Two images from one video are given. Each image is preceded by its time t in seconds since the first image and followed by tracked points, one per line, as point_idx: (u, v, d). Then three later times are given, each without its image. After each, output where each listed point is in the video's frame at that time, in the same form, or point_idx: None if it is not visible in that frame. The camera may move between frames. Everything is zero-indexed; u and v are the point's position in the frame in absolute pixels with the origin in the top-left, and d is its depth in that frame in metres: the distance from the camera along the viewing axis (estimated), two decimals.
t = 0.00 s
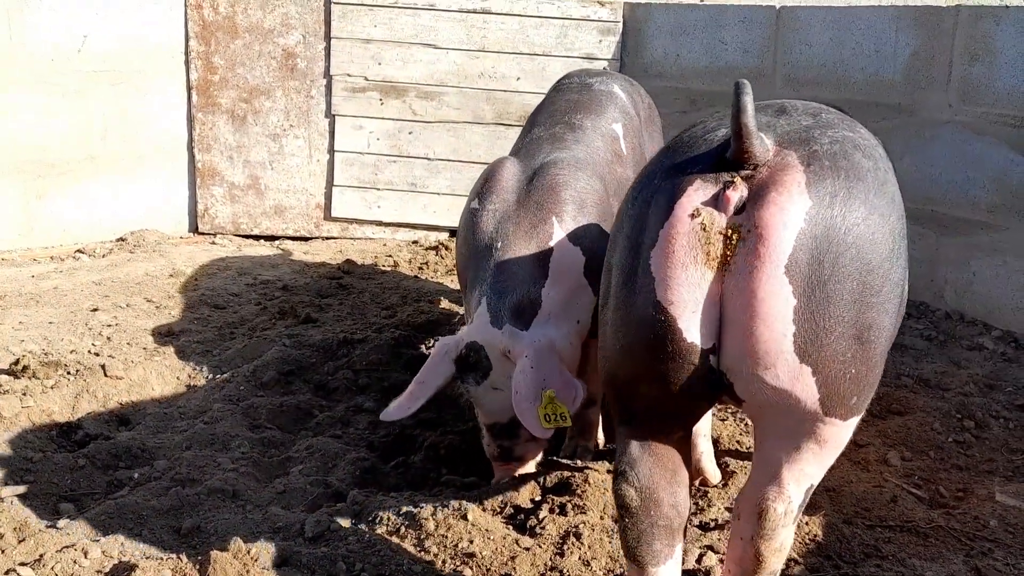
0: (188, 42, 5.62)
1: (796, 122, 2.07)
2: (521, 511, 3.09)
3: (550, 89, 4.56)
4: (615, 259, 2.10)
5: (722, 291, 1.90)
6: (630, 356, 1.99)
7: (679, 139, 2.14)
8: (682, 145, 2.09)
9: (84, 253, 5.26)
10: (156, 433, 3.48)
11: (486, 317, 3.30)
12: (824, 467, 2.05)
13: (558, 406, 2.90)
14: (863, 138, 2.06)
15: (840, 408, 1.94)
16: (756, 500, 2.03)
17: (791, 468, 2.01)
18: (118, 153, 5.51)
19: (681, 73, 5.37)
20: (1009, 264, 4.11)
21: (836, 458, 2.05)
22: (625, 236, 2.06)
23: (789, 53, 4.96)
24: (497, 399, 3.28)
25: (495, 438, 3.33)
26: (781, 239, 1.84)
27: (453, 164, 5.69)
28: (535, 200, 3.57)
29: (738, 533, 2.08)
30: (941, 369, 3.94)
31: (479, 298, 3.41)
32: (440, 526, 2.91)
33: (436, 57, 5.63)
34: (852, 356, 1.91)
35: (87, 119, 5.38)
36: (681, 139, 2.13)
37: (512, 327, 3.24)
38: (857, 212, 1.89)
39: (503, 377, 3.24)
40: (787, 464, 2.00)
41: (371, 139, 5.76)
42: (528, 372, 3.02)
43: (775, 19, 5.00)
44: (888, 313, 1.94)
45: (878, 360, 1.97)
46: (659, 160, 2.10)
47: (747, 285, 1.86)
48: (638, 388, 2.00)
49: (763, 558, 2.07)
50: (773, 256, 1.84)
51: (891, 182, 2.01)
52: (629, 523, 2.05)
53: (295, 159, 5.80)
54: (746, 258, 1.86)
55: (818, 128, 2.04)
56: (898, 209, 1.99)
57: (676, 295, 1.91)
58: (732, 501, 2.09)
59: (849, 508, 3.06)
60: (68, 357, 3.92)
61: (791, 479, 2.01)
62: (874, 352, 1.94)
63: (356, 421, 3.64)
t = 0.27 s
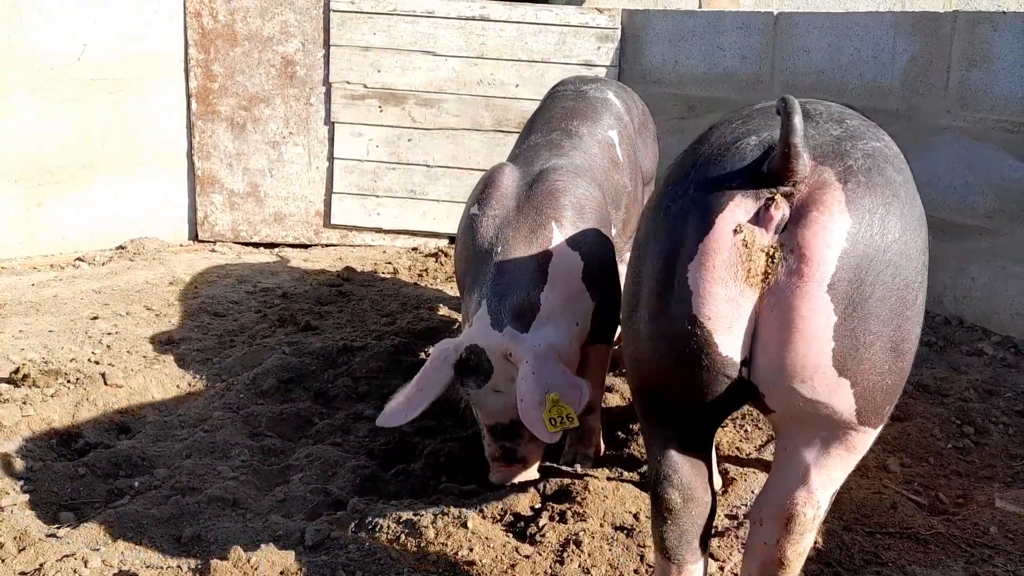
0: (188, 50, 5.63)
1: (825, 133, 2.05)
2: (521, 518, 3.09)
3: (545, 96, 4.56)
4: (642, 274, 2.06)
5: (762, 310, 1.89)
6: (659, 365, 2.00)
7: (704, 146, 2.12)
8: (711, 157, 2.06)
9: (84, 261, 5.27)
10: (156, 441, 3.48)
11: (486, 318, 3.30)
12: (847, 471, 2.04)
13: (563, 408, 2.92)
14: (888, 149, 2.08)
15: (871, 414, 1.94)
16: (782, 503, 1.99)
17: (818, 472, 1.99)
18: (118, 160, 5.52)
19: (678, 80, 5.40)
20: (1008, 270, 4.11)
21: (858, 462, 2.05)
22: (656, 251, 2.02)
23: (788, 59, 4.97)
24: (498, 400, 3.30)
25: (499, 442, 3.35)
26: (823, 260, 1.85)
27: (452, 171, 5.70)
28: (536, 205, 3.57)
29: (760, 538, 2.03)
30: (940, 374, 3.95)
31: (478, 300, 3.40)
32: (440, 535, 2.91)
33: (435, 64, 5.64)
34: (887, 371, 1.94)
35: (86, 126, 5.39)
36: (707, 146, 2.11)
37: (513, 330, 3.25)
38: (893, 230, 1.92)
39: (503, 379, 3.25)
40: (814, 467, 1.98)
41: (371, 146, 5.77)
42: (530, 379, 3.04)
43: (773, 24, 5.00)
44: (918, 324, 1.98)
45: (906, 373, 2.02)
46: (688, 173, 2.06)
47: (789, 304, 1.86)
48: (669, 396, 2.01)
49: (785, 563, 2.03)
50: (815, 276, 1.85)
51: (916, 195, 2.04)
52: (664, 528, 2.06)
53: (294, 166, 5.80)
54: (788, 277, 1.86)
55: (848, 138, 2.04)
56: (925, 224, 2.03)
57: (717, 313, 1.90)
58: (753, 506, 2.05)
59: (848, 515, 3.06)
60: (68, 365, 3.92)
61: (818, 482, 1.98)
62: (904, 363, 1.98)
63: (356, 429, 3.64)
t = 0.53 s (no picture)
0: (178, 45, 5.60)
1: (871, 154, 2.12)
2: (508, 515, 3.10)
3: (531, 93, 4.56)
4: (682, 290, 2.13)
5: (819, 332, 2.04)
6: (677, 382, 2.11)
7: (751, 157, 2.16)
8: (758, 171, 2.11)
9: (72, 256, 5.25)
10: (143, 437, 3.47)
11: (480, 316, 3.29)
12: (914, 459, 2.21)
13: (547, 417, 2.97)
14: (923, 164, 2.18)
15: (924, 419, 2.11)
16: (868, 502, 2.17)
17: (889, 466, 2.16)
18: (106, 155, 5.50)
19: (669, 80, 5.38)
20: (994, 272, 4.14)
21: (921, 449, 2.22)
22: (701, 267, 2.09)
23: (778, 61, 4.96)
24: (490, 397, 3.29)
25: (486, 434, 3.33)
26: (879, 288, 1.98)
27: (442, 168, 5.70)
28: (531, 204, 3.58)
29: (855, 535, 2.21)
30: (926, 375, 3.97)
31: (472, 296, 3.39)
32: (428, 531, 2.91)
33: (426, 62, 5.63)
34: (930, 381, 2.08)
35: (75, 121, 5.37)
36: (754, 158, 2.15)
37: (506, 327, 3.26)
38: (936, 253, 2.04)
39: (495, 377, 3.25)
40: (886, 462, 2.15)
41: (361, 143, 5.76)
42: (518, 381, 3.06)
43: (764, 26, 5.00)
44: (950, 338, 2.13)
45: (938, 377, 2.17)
46: (735, 187, 2.12)
47: (845, 326, 2.01)
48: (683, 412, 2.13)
49: (887, 555, 2.20)
50: (871, 305, 1.99)
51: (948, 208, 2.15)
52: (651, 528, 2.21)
53: (284, 162, 5.79)
54: (843, 302, 2.01)
55: (889, 160, 2.12)
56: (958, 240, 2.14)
57: (776, 336, 2.02)
58: (843, 506, 2.24)
59: (833, 514, 3.08)
60: (55, 359, 3.90)
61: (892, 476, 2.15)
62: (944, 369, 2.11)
63: (344, 425, 3.64)
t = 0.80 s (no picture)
0: (189, 49, 5.62)
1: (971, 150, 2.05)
2: (522, 519, 3.08)
3: (541, 95, 4.55)
4: (805, 313, 2.03)
5: (959, 336, 1.92)
6: (790, 397, 2.10)
7: (849, 165, 2.07)
8: (862, 176, 2.02)
9: (85, 260, 5.28)
10: (156, 441, 3.48)
11: (497, 325, 3.29)
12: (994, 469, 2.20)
13: (564, 426, 2.95)
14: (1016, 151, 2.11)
15: None
16: (946, 511, 2.18)
17: (973, 478, 2.14)
18: (119, 160, 5.52)
19: (683, 80, 5.31)
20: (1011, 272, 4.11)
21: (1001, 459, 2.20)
22: (818, 285, 2.00)
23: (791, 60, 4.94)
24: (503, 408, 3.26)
25: (498, 446, 3.29)
26: (1017, 284, 1.87)
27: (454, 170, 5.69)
28: (547, 210, 3.60)
29: (924, 542, 2.23)
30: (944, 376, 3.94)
31: (489, 304, 3.40)
32: (441, 535, 2.90)
33: (437, 64, 5.63)
34: None
35: (88, 126, 5.39)
36: (854, 164, 2.06)
37: (523, 337, 3.25)
38: None
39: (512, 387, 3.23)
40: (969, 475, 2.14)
41: (372, 146, 5.76)
42: (536, 388, 3.04)
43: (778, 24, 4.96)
44: None
45: None
46: (841, 197, 2.03)
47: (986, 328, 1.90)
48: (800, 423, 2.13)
49: (952, 563, 2.23)
50: (1011, 297, 1.88)
51: None
52: (787, 531, 2.21)
53: (295, 165, 5.79)
54: (985, 302, 1.88)
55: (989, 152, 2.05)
56: None
57: (918, 347, 1.91)
58: (912, 512, 2.25)
59: (849, 517, 3.05)
60: (69, 364, 3.92)
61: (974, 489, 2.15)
62: None
63: (357, 429, 3.64)
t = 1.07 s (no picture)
0: (176, 68, 5.62)
1: (975, 147, 2.08)
2: (523, 533, 3.09)
3: (528, 109, 4.56)
4: (831, 320, 2.01)
5: (982, 331, 1.92)
6: (833, 416, 2.06)
7: (861, 170, 2.08)
8: (875, 177, 2.03)
9: (77, 281, 5.26)
10: (155, 463, 3.47)
11: (492, 340, 3.30)
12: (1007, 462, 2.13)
13: (560, 440, 2.95)
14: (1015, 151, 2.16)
15: None
16: (962, 510, 2.10)
17: (990, 475, 2.06)
18: (108, 179, 5.51)
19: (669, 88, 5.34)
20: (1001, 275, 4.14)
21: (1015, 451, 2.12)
22: (844, 287, 1.98)
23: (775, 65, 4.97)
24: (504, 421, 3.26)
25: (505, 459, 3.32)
26: None
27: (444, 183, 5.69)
28: (542, 223, 3.62)
29: (941, 543, 2.15)
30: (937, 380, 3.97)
31: (485, 318, 3.42)
32: (443, 551, 2.90)
33: (424, 78, 5.63)
34: None
35: (76, 147, 5.38)
36: (867, 168, 2.07)
37: (518, 352, 3.26)
38: None
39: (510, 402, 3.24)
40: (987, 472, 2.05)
41: (362, 161, 5.77)
42: (532, 403, 3.05)
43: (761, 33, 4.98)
44: None
45: None
46: (859, 200, 2.03)
47: (1006, 318, 1.90)
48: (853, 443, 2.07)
49: (968, 563, 2.15)
50: None
51: None
52: (881, 547, 2.12)
53: (285, 182, 5.79)
54: (1005, 293, 1.90)
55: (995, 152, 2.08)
56: None
57: (944, 340, 1.88)
58: (926, 514, 2.16)
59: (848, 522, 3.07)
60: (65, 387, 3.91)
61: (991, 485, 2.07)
62: None
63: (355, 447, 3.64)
